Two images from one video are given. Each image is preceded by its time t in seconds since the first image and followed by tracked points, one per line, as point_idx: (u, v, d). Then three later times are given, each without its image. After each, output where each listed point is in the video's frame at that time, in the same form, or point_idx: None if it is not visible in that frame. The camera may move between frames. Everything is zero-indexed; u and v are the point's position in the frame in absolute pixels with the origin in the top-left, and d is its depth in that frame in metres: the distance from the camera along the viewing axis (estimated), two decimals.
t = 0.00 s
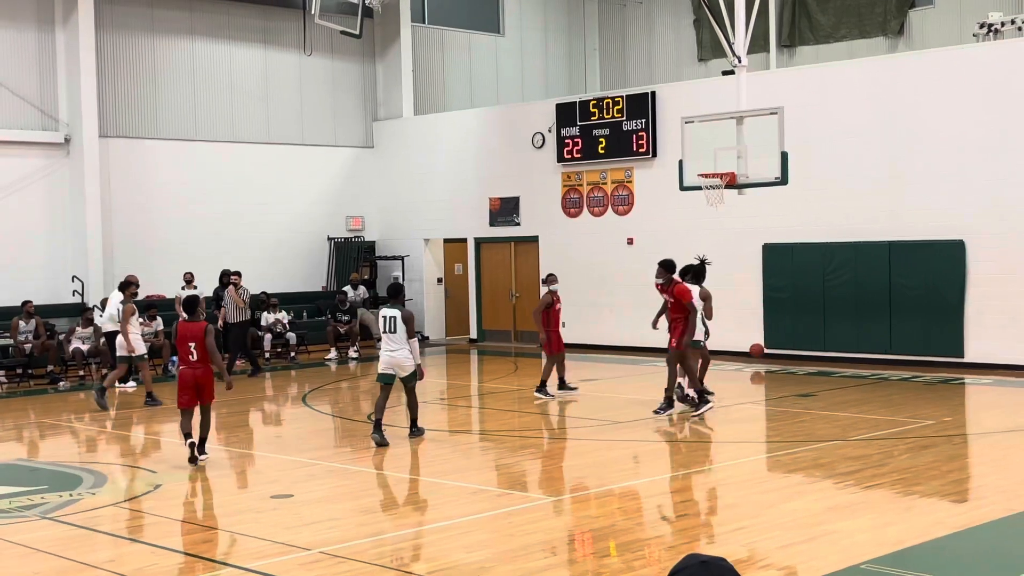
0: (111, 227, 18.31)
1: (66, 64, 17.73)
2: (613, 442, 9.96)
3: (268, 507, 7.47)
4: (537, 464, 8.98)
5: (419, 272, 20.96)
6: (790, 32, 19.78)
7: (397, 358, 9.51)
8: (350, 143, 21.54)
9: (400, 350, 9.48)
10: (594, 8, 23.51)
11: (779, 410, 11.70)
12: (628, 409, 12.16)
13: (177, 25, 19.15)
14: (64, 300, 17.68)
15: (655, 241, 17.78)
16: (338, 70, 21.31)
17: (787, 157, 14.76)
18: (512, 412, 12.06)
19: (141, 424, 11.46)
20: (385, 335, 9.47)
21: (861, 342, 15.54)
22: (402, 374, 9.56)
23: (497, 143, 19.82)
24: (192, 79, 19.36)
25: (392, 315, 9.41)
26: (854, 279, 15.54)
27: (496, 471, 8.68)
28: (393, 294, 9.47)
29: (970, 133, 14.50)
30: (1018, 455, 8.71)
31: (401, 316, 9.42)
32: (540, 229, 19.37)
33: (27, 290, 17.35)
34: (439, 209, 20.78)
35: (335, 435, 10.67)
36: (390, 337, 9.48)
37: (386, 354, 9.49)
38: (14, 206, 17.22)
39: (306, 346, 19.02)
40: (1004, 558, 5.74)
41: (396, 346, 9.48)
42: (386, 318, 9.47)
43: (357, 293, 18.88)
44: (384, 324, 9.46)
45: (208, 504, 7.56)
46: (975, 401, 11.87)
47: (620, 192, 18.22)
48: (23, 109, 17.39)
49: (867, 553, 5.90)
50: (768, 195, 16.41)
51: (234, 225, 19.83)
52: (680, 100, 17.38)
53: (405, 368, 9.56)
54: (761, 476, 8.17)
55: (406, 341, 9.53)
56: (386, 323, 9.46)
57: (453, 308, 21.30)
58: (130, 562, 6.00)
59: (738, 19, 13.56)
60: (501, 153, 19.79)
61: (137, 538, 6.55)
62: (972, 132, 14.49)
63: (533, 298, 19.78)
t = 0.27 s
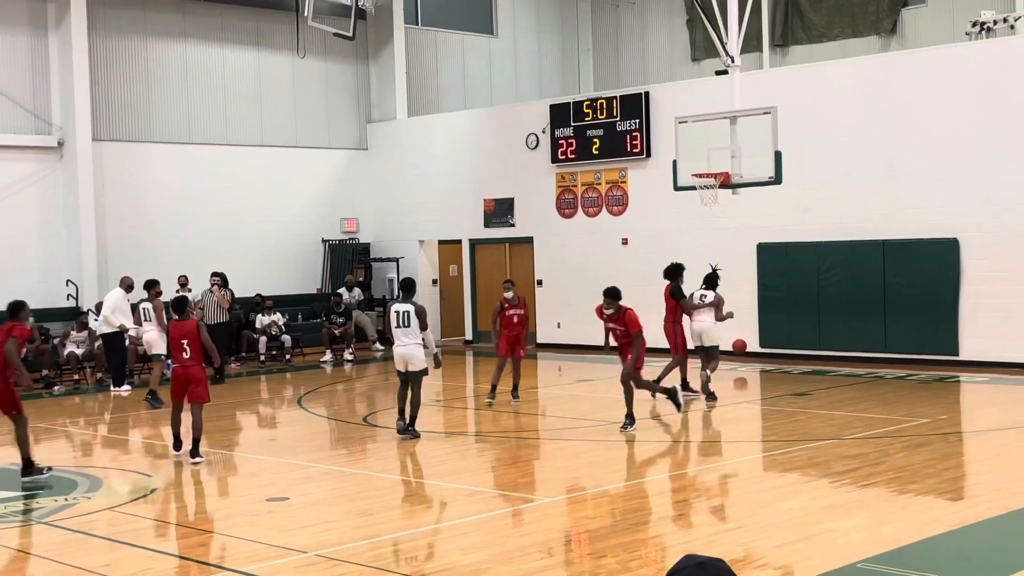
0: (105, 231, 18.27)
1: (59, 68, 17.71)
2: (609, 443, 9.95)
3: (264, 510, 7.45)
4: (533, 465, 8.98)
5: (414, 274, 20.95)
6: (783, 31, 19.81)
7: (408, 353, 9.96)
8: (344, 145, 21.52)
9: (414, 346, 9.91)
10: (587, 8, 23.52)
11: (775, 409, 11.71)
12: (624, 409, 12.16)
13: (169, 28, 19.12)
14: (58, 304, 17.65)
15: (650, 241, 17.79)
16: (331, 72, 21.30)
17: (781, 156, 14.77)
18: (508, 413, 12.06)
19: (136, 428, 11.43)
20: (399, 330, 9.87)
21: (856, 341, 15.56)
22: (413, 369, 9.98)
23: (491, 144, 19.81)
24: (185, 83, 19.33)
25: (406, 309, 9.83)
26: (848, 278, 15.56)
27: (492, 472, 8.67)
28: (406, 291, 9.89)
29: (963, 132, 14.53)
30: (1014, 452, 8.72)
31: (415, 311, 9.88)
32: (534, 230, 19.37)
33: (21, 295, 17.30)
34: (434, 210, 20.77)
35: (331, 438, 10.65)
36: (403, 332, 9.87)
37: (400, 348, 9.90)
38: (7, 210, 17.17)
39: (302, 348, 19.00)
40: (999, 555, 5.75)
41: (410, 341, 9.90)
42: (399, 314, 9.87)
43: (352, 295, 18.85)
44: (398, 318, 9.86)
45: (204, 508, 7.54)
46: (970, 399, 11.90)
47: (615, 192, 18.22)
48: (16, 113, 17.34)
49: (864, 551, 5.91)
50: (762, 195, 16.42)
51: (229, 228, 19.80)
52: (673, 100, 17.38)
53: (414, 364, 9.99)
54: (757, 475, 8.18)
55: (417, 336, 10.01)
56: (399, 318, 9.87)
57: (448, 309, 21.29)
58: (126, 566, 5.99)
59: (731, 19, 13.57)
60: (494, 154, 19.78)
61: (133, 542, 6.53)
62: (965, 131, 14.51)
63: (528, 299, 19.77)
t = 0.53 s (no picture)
0: (101, 234, 18.24)
1: (54, 71, 17.68)
2: (606, 444, 9.96)
3: (260, 514, 7.43)
4: (530, 467, 8.97)
5: (411, 277, 20.95)
6: (778, 32, 19.84)
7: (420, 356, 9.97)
8: (340, 148, 21.50)
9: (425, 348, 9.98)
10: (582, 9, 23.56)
11: (771, 410, 11.71)
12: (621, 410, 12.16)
13: (165, 32, 19.10)
14: (54, 308, 17.62)
15: (646, 243, 17.79)
16: (327, 75, 21.29)
17: (776, 157, 14.79)
18: (505, 415, 12.05)
19: (132, 432, 11.42)
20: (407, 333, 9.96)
21: (852, 341, 15.57)
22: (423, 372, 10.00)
23: (487, 146, 19.81)
24: (180, 86, 19.32)
25: (415, 314, 9.98)
26: (845, 278, 15.57)
27: (489, 474, 8.66)
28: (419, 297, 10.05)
29: (958, 131, 14.54)
30: (1011, 452, 8.72)
31: (425, 316, 10.05)
32: (530, 231, 19.36)
33: (17, 299, 17.27)
34: (430, 213, 20.76)
35: (328, 441, 10.65)
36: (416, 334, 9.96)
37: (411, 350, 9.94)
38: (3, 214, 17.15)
39: (298, 351, 18.98)
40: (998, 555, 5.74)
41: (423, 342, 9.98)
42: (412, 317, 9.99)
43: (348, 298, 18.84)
44: (406, 323, 10.00)
45: (201, 512, 7.53)
46: (967, 398, 11.90)
47: (611, 194, 18.22)
48: (11, 117, 17.32)
49: (862, 552, 5.90)
50: (758, 196, 16.43)
51: (224, 231, 19.78)
52: (669, 101, 17.39)
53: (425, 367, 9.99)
54: (754, 476, 8.17)
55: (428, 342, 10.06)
56: (409, 323, 9.99)
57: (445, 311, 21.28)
58: (123, 570, 5.97)
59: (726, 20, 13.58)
60: (490, 156, 19.78)
61: (130, 546, 6.52)
62: (960, 129, 14.53)
63: (524, 301, 19.75)
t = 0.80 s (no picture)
0: (99, 238, 18.23)
1: (52, 75, 17.67)
2: (605, 446, 9.96)
3: (260, 517, 7.43)
4: (530, 469, 8.97)
5: (409, 279, 20.95)
6: (776, 33, 19.86)
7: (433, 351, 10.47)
8: (338, 151, 21.50)
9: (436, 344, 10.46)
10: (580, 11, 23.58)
11: (771, 411, 11.72)
12: (621, 412, 12.15)
13: (163, 35, 19.10)
14: (53, 311, 17.60)
15: (645, 244, 17.79)
16: (325, 77, 21.29)
17: (774, 159, 14.79)
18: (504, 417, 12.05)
19: (132, 435, 11.41)
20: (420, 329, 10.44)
21: (852, 341, 15.56)
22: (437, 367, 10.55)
23: (485, 148, 19.81)
24: (179, 89, 19.32)
25: (427, 311, 10.35)
26: (844, 278, 15.57)
27: (489, 477, 8.66)
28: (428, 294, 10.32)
29: (956, 132, 14.55)
30: (1010, 452, 8.73)
31: (436, 311, 10.38)
32: (529, 233, 19.36)
33: (15, 302, 17.25)
34: (428, 215, 20.76)
35: (327, 443, 10.65)
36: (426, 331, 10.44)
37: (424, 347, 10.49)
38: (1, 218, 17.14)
39: (297, 354, 18.97)
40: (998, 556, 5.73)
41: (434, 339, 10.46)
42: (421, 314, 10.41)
43: (347, 301, 18.82)
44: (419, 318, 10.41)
45: (200, 515, 7.52)
46: (966, 399, 11.91)
47: (609, 196, 18.22)
48: (9, 121, 17.31)
49: (861, 553, 5.89)
50: (757, 197, 16.43)
51: (223, 234, 19.77)
52: (667, 102, 17.40)
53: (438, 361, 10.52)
54: (754, 477, 8.17)
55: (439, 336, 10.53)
56: (422, 319, 10.41)
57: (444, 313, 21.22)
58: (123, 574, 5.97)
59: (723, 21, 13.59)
60: (489, 158, 19.78)
61: (129, 550, 6.51)
62: (958, 129, 14.54)
63: (523, 304, 19.74)
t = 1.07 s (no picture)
0: (100, 242, 18.24)
1: (52, 79, 17.68)
2: (607, 448, 9.95)
3: (261, 520, 7.42)
4: (531, 471, 8.98)
5: (410, 282, 20.95)
6: (776, 35, 19.87)
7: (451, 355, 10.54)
8: (338, 154, 21.51)
9: (457, 348, 10.54)
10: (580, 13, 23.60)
11: (772, 413, 11.71)
12: (621, 414, 12.15)
13: (163, 38, 19.12)
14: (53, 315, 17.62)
15: (646, 246, 17.78)
16: (325, 80, 21.30)
17: (775, 160, 14.80)
18: (505, 420, 12.05)
19: (133, 438, 11.41)
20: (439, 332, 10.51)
21: (852, 342, 15.56)
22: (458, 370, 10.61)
23: (485, 151, 19.81)
24: (179, 92, 19.34)
25: (446, 315, 10.42)
26: (844, 279, 15.57)
27: (490, 479, 8.65)
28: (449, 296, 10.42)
29: (956, 133, 14.56)
30: (1010, 453, 8.73)
31: (455, 316, 10.45)
32: (529, 236, 19.36)
33: (16, 306, 17.26)
34: (429, 218, 20.76)
35: (328, 446, 10.65)
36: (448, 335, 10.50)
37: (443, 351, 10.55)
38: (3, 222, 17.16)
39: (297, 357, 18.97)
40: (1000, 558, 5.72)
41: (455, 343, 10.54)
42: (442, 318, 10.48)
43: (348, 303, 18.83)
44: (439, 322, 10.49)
45: (201, 518, 7.51)
46: (968, 400, 11.90)
47: (609, 198, 18.23)
48: (10, 125, 17.33)
49: (863, 554, 5.88)
50: (757, 199, 16.43)
51: (224, 237, 19.78)
52: (667, 105, 17.40)
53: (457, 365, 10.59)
54: (755, 479, 8.17)
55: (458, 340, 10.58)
56: (441, 323, 10.48)
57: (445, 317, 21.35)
58: None
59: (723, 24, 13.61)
60: (489, 160, 19.78)
61: (130, 554, 6.50)
62: (958, 130, 14.54)
63: (524, 306, 19.74)
